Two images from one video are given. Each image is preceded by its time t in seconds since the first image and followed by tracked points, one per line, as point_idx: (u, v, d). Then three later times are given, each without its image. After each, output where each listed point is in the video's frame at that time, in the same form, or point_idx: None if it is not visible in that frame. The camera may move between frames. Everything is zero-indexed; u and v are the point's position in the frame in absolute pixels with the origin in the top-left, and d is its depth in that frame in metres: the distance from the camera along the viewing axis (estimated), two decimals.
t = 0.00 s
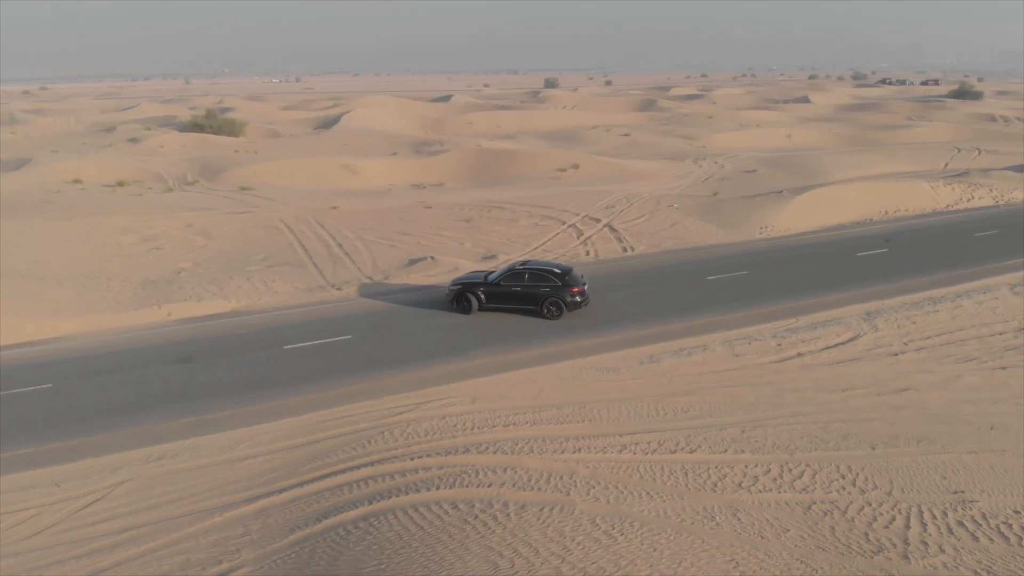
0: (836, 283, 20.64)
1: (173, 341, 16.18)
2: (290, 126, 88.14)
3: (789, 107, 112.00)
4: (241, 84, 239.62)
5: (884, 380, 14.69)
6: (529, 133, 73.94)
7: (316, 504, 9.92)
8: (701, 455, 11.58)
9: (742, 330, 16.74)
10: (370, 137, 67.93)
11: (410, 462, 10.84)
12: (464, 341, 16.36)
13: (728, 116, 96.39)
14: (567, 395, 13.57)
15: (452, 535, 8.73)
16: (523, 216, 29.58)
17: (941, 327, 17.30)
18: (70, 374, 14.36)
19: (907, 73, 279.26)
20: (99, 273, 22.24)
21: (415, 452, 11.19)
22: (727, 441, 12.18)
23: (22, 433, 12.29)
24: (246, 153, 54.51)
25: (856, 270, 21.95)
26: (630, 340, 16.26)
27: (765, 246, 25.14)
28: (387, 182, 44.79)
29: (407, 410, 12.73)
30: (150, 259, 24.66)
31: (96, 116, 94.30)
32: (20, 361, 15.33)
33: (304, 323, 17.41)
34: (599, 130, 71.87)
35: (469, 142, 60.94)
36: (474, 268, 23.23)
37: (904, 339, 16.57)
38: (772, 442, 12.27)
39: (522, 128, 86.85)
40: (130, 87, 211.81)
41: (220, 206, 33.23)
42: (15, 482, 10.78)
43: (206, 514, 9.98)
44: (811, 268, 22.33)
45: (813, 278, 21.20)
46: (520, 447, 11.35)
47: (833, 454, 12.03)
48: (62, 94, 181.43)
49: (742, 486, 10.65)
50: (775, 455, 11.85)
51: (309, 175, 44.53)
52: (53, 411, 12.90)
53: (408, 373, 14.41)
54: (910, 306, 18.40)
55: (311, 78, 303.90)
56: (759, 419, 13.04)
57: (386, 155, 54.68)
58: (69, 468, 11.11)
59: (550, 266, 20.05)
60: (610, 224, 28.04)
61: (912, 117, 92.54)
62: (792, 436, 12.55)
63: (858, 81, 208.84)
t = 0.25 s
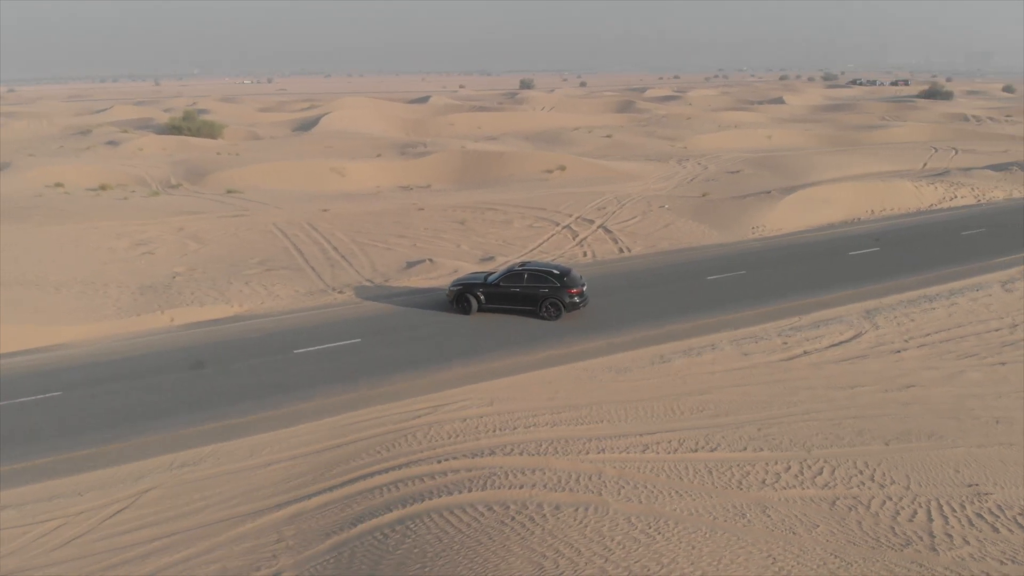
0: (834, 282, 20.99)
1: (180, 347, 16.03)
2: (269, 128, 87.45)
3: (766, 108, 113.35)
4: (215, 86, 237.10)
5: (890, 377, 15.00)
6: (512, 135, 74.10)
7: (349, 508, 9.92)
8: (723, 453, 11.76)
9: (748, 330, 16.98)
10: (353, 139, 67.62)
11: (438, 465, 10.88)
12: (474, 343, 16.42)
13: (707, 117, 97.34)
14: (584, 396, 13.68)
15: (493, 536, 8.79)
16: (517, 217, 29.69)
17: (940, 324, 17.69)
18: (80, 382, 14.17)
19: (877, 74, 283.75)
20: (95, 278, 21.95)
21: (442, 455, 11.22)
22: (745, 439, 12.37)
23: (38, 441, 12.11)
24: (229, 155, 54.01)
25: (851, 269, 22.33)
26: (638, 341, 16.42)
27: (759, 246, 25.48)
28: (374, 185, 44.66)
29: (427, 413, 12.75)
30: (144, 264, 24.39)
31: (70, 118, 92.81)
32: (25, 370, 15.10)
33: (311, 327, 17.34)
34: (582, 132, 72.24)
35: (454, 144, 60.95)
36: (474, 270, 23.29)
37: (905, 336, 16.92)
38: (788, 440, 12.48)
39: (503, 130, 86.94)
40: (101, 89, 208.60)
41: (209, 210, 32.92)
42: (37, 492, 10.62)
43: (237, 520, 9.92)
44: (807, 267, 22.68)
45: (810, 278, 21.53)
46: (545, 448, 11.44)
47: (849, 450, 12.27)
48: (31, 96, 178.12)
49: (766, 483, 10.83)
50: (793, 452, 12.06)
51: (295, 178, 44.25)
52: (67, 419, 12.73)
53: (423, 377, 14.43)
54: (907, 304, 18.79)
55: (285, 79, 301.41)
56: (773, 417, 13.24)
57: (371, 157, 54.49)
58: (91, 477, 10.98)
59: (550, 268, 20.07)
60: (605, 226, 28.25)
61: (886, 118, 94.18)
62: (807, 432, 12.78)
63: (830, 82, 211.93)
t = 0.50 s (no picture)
0: (830, 282, 21.28)
1: (185, 351, 15.85)
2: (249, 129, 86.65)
3: (744, 109, 114.48)
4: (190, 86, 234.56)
5: (894, 375, 15.25)
6: (495, 136, 74.11)
7: (376, 513, 9.89)
8: (739, 453, 11.89)
9: (751, 329, 17.17)
10: (335, 141, 67.26)
11: (461, 468, 10.88)
12: (481, 345, 16.43)
13: (686, 117, 98.13)
14: (596, 397, 13.75)
15: (527, 538, 8.82)
16: (511, 219, 29.75)
17: (937, 321, 18.01)
18: (85, 388, 13.96)
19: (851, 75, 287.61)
20: (88, 283, 21.63)
21: (463, 457, 11.23)
22: (759, 438, 12.52)
23: (48, 450, 11.91)
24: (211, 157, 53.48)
25: (845, 268, 22.65)
26: (645, 342, 16.53)
27: (753, 246, 25.75)
28: (361, 186, 44.47)
29: (443, 415, 12.75)
30: (136, 268, 24.07)
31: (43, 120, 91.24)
32: (27, 377, 14.82)
33: (315, 331, 17.24)
34: (565, 132, 72.45)
35: (438, 145, 60.84)
36: (472, 272, 23.29)
37: (905, 334, 17.21)
38: (801, 438, 12.65)
39: (485, 131, 86.94)
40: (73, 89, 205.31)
41: (197, 213, 32.57)
42: (53, 502, 10.43)
43: (263, 527, 9.84)
44: (802, 267, 22.96)
45: (806, 277, 21.80)
46: (566, 450, 11.49)
47: (861, 447, 12.46)
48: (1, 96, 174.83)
49: (785, 481, 10.97)
50: (808, 450, 12.22)
51: (281, 179, 43.92)
52: (77, 426, 12.53)
53: (434, 379, 14.41)
54: (904, 302, 19.11)
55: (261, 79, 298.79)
56: (784, 416, 13.41)
57: (356, 158, 54.24)
58: (108, 485, 10.81)
59: (549, 269, 20.15)
60: (599, 227, 28.41)
61: (862, 118, 95.58)
62: (819, 431, 12.95)
63: (804, 82, 214.59)
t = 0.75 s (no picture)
0: (826, 280, 21.58)
1: (191, 358, 15.65)
2: (226, 131, 85.65)
3: (720, 110, 115.72)
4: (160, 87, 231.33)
5: (898, 373, 15.53)
6: (477, 137, 74.14)
7: (408, 517, 9.88)
8: (758, 451, 12.05)
9: (756, 329, 17.38)
10: (316, 142, 66.78)
11: (488, 471, 10.90)
12: (490, 348, 16.44)
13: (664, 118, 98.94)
14: (612, 398, 13.83)
15: (565, 540, 8.87)
16: (504, 220, 29.78)
17: (934, 319, 18.37)
18: (94, 399, 13.72)
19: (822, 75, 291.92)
20: (81, 290, 21.26)
21: (488, 460, 11.23)
22: (775, 437, 12.69)
23: (63, 460, 11.69)
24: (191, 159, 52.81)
25: (840, 267, 22.97)
26: (652, 343, 16.66)
27: (747, 246, 26.04)
28: (347, 188, 44.20)
29: (463, 418, 12.74)
30: (128, 273, 23.71)
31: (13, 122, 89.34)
32: (31, 386, 14.56)
33: (321, 335, 17.13)
34: (546, 133, 72.64)
35: (421, 147, 60.65)
36: (470, 273, 23.28)
37: (904, 331, 17.53)
38: (817, 436, 12.83)
39: (464, 132, 86.86)
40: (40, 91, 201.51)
41: (185, 216, 32.15)
42: (76, 513, 10.27)
43: (294, 534, 9.77)
44: (797, 266, 23.26)
45: (803, 276, 22.09)
46: (590, 451, 11.55)
47: (876, 444, 12.68)
48: None
49: (808, 479, 11.14)
50: (825, 448, 12.40)
51: (265, 182, 43.51)
52: (90, 437, 12.31)
53: (448, 382, 14.39)
54: (900, 300, 19.47)
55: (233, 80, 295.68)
56: (797, 414, 13.60)
57: (339, 160, 53.90)
58: (131, 495, 10.66)
59: (549, 270, 19.71)
60: (592, 228, 28.55)
61: (836, 118, 97.06)
62: (832, 428, 13.16)
63: (775, 82, 217.62)
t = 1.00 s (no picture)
0: (823, 280, 21.82)
1: (195, 364, 15.45)
2: (204, 132, 84.65)
3: (699, 110, 116.67)
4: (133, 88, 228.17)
5: (902, 370, 15.74)
6: (460, 137, 74.02)
7: (436, 523, 9.82)
8: (775, 450, 12.15)
9: (759, 329, 17.53)
10: (298, 143, 66.30)
11: (511, 475, 10.87)
12: (497, 351, 16.41)
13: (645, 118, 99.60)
14: (625, 399, 13.86)
15: (599, 543, 8.88)
16: (497, 222, 29.76)
17: (931, 317, 18.66)
18: (100, 406, 13.50)
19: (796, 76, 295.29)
20: (74, 295, 20.91)
21: (510, 464, 11.21)
22: (789, 436, 12.80)
23: (76, 469, 11.48)
24: (173, 161, 52.17)
25: (835, 266, 23.24)
26: (658, 343, 16.73)
27: (741, 246, 26.27)
28: (333, 190, 43.92)
29: (478, 422, 12.70)
30: (120, 278, 23.36)
31: None
32: (35, 395, 14.30)
33: (326, 338, 16.99)
34: (530, 134, 72.74)
35: (405, 148, 60.44)
36: (468, 275, 23.23)
37: (903, 330, 17.77)
38: (830, 434, 12.97)
39: (446, 133, 86.75)
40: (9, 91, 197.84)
41: (173, 219, 31.75)
42: (96, 524, 10.09)
43: (321, 542, 9.67)
44: (793, 265, 23.50)
45: (799, 276, 22.31)
46: (610, 453, 11.57)
47: (887, 441, 12.85)
48: None
49: (827, 477, 11.26)
50: (839, 446, 12.54)
51: (251, 184, 43.11)
52: (101, 446, 12.10)
53: (459, 385, 14.35)
54: (897, 299, 19.75)
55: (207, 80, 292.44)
56: (808, 412, 13.73)
57: (323, 161, 53.55)
58: (149, 505, 10.49)
59: (549, 271, 19.08)
60: (586, 229, 28.63)
61: (814, 119, 98.33)
62: (843, 426, 13.31)
63: (751, 82, 219.78)
